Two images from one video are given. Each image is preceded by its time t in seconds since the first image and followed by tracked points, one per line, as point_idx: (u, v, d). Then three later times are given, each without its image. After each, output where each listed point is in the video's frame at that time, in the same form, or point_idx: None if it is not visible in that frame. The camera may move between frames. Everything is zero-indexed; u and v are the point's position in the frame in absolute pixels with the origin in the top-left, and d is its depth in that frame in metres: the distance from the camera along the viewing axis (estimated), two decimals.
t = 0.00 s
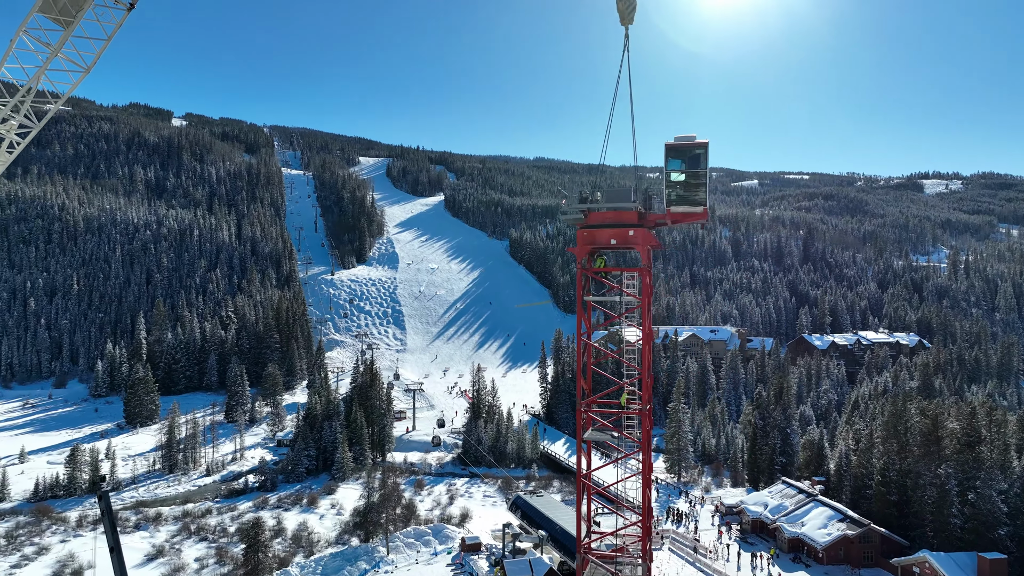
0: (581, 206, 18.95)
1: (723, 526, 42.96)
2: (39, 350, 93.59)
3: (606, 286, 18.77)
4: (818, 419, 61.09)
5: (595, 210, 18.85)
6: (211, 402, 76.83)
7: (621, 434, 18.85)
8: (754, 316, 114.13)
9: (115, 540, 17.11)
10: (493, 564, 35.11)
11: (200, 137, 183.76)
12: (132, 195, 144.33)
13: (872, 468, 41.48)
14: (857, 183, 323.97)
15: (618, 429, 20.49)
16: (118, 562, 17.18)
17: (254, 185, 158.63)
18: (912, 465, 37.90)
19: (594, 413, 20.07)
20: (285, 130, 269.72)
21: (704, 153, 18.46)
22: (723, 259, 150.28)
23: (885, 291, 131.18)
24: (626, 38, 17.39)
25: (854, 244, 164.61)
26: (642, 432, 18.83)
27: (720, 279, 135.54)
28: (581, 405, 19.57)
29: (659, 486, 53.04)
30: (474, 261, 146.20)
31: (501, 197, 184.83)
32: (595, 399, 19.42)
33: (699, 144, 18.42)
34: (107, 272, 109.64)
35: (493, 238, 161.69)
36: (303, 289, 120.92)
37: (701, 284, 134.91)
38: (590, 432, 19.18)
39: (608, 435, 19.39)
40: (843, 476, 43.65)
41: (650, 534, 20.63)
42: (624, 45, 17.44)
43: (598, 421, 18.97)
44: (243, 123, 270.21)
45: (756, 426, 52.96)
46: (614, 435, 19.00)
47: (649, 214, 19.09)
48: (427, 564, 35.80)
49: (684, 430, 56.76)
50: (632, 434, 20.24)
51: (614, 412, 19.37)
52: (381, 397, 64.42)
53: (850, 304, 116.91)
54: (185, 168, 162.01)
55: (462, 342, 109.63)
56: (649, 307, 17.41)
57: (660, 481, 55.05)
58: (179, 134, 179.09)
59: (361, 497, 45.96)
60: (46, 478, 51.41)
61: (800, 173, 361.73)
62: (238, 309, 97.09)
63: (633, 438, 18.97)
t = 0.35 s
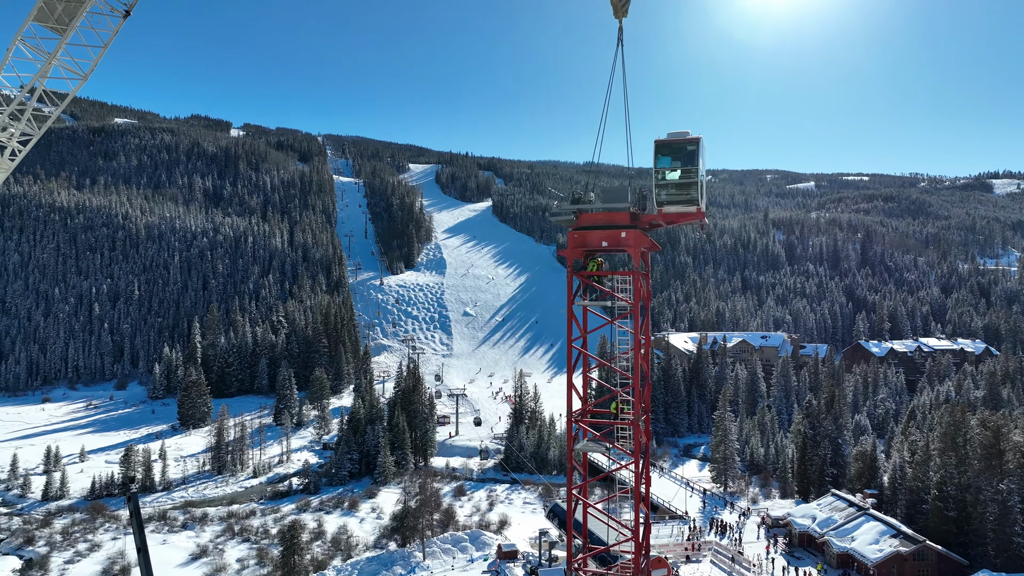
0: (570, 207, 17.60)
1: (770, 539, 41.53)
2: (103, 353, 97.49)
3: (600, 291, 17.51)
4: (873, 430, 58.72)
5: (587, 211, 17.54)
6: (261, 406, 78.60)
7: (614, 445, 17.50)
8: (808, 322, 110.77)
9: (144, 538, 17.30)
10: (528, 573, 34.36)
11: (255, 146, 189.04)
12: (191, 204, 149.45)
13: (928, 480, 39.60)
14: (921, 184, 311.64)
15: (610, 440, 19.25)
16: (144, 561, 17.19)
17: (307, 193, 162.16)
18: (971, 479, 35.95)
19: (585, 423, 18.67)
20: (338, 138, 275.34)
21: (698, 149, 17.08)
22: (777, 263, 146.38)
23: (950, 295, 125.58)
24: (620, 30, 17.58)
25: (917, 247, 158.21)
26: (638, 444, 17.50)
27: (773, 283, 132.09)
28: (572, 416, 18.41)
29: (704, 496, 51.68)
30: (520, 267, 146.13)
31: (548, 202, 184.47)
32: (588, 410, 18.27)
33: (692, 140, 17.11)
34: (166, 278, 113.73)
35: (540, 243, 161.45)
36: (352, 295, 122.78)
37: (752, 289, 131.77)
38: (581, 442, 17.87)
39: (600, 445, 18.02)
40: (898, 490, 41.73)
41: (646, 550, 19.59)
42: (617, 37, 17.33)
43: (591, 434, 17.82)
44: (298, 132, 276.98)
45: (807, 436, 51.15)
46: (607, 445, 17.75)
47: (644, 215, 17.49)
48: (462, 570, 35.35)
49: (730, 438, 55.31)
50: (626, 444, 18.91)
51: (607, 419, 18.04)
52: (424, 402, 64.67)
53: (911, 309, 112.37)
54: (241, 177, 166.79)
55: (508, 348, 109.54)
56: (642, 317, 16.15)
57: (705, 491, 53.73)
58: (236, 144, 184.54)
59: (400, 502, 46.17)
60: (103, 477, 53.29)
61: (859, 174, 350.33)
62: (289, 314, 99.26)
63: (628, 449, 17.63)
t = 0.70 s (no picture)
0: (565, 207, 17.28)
1: (809, 552, 40.24)
2: (148, 357, 100.20)
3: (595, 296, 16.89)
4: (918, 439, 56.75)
5: (582, 212, 17.17)
6: (298, 409, 79.69)
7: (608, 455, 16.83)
8: (853, 327, 107.83)
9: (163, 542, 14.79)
10: None
11: (296, 153, 192.51)
12: (234, 211, 152.94)
13: (976, 492, 38.01)
14: (973, 185, 301.30)
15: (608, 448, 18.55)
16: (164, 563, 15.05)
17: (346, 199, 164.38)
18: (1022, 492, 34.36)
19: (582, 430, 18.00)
20: (377, 145, 278.95)
21: (691, 145, 16.15)
22: (820, 267, 142.94)
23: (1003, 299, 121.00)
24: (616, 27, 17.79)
25: (968, 250, 152.82)
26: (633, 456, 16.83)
27: (815, 288, 129.10)
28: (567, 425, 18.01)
29: (740, 505, 50.46)
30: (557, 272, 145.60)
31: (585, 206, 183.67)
32: (584, 418, 17.78)
33: (685, 137, 16.16)
34: (210, 283, 116.41)
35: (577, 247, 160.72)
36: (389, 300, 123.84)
37: (794, 293, 128.97)
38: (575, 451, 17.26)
39: (595, 454, 17.35)
40: (945, 503, 40.12)
41: (643, 561, 19.13)
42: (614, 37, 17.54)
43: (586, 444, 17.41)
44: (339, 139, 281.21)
45: (847, 445, 49.64)
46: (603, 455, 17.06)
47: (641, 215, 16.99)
48: None
49: (768, 446, 53.99)
50: (623, 453, 18.22)
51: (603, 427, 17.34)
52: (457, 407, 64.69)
53: (962, 314, 108.55)
54: (283, 184, 169.99)
55: (543, 352, 109.10)
56: (635, 320, 15.71)
57: (742, 500, 52.51)
58: (278, 152, 188.18)
59: (431, 506, 46.16)
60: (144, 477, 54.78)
61: (908, 175, 340.64)
62: (326, 318, 100.47)
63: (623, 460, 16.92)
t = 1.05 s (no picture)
0: (561, 209, 17.13)
1: (833, 560, 39.52)
2: (175, 360, 101.64)
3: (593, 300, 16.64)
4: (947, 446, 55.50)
5: (580, 214, 17.05)
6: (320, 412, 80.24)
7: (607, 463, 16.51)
8: (880, 331, 105.93)
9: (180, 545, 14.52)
10: None
11: (320, 158, 194.32)
12: (259, 216, 154.77)
13: (1007, 500, 37.03)
14: (1007, 185, 294.35)
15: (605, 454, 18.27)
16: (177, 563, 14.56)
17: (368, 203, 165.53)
18: None
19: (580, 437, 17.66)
20: (400, 149, 280.53)
21: (689, 145, 15.91)
22: (847, 269, 140.66)
23: None
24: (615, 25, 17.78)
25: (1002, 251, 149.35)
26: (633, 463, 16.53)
27: (842, 291, 127.11)
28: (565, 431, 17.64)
29: (763, 511, 49.80)
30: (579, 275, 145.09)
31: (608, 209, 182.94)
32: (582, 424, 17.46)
33: (682, 136, 15.96)
34: (235, 287, 117.80)
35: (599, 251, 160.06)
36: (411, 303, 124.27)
37: (821, 296, 127.07)
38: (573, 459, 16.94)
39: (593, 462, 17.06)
40: (975, 511, 39.11)
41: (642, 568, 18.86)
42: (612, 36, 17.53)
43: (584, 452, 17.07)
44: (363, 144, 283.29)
45: (873, 450, 48.69)
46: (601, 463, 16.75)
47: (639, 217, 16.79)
48: None
49: (792, 452, 53.12)
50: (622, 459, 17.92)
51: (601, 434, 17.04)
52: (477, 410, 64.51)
53: (994, 317, 106.04)
54: (307, 189, 171.65)
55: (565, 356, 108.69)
56: (632, 324, 15.49)
57: (764, 506, 51.76)
58: (302, 157, 190.08)
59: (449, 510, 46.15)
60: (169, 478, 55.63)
61: (938, 175, 334.07)
62: (348, 321, 101.08)
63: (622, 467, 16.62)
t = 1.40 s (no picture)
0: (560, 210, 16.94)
1: (850, 565, 38.99)
2: (193, 361, 102.48)
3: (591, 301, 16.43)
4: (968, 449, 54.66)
5: (578, 214, 16.90)
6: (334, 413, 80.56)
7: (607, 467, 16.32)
8: (900, 332, 104.64)
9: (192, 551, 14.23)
10: None
11: (337, 160, 195.42)
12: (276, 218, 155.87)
13: None
14: None
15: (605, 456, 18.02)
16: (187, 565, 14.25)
17: (384, 205, 166.12)
18: None
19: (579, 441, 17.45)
20: (416, 152, 281.34)
21: (685, 144, 15.69)
22: (866, 269, 139.05)
23: None
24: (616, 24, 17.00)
25: None
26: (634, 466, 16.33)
27: (861, 292, 125.66)
28: (565, 434, 17.45)
29: (779, 515, 49.31)
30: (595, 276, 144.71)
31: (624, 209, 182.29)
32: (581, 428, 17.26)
33: (679, 135, 15.82)
34: (252, 289, 118.68)
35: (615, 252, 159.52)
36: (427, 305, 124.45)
37: (839, 297, 125.71)
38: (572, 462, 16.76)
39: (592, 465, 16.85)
40: (997, 516, 38.32)
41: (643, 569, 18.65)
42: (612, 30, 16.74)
43: (583, 454, 16.85)
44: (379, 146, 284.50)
45: (892, 454, 47.95)
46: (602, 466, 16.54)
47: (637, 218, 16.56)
48: None
49: (809, 455, 52.44)
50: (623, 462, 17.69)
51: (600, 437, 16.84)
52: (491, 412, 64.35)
53: (1017, 319, 104.32)
54: (324, 191, 172.60)
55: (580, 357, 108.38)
56: (630, 324, 15.27)
57: (780, 509, 51.21)
58: (319, 159, 191.22)
59: (463, 512, 46.01)
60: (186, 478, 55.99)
61: (960, 175, 329.63)
62: (364, 322, 101.52)
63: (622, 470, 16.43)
